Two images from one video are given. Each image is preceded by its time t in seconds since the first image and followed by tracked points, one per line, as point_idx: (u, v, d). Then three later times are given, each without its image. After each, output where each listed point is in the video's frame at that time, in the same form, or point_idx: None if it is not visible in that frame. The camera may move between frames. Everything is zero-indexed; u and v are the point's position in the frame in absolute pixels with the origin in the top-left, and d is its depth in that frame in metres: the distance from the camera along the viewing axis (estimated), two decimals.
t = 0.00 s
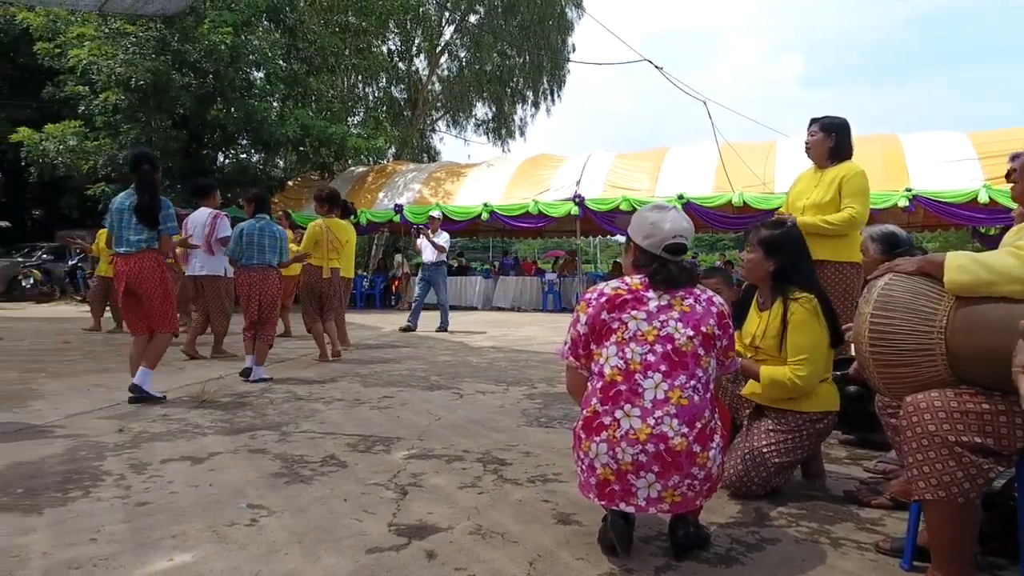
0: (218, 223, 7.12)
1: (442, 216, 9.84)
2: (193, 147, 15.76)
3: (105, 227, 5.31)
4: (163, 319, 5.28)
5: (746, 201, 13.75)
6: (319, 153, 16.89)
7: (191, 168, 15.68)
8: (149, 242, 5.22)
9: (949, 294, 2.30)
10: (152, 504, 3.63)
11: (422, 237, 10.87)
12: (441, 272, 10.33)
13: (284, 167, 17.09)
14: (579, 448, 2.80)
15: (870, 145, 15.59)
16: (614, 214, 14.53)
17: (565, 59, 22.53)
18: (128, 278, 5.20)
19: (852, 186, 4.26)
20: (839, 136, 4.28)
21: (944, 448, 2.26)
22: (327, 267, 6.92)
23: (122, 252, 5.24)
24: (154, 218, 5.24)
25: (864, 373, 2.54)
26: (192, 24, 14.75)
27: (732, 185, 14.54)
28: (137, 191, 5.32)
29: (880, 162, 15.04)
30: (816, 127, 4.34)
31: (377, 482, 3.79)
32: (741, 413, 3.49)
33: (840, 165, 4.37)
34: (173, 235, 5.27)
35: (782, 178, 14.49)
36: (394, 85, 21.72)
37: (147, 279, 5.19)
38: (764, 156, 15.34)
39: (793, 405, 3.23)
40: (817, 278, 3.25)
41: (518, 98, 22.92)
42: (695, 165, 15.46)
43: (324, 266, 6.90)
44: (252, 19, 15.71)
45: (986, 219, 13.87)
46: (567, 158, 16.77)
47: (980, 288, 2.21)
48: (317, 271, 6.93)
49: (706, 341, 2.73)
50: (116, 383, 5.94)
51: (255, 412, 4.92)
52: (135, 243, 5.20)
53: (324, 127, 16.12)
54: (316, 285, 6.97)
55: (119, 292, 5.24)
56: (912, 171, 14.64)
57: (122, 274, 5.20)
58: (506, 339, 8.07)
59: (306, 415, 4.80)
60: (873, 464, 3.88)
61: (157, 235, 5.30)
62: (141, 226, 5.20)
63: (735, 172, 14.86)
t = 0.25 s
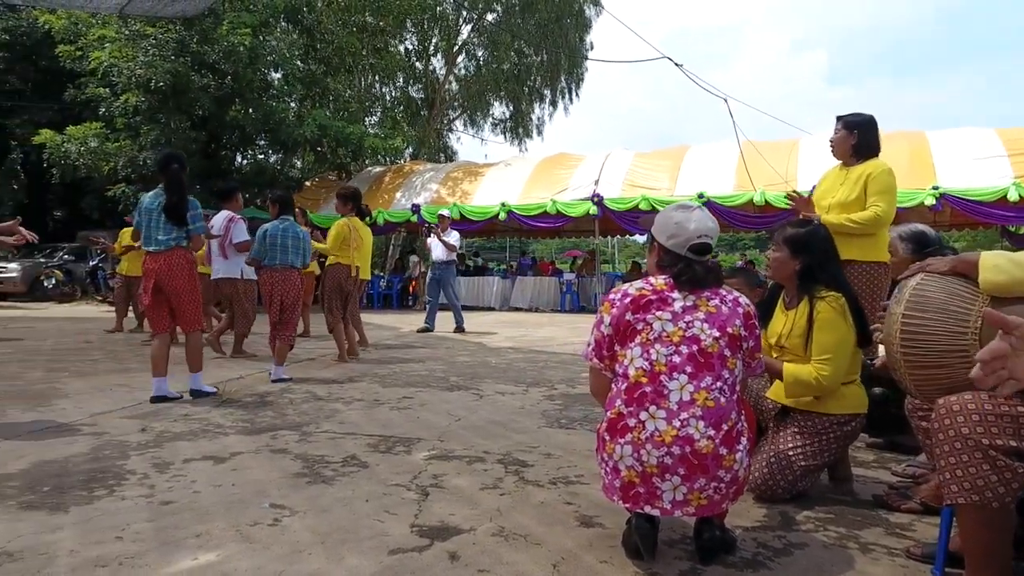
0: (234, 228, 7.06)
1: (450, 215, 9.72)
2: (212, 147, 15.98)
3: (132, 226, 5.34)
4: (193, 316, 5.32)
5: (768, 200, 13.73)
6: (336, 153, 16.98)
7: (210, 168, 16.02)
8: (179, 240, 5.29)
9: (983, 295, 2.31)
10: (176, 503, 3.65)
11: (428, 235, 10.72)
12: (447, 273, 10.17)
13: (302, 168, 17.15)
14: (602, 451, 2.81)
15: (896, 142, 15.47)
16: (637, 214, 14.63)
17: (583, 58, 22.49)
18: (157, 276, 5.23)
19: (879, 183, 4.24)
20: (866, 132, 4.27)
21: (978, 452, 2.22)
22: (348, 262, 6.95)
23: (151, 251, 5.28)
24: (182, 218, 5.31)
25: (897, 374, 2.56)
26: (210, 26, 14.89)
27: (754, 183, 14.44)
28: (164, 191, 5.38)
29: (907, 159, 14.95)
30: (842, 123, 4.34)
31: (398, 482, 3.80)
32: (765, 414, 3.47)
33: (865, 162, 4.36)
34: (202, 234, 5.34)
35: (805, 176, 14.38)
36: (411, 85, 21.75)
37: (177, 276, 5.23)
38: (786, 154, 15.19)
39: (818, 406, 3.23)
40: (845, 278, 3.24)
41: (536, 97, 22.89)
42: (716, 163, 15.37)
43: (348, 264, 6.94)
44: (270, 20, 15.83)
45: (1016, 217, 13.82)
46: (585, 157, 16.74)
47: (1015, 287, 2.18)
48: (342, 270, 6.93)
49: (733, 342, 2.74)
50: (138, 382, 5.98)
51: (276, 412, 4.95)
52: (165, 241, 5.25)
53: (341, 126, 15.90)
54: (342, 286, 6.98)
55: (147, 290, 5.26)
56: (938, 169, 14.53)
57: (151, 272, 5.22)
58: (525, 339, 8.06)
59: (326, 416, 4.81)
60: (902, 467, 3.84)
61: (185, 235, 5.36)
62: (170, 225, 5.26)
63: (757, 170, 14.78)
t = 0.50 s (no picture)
0: (246, 226, 7.08)
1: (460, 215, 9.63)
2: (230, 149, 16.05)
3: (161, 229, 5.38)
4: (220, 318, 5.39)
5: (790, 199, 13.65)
6: (353, 154, 17.07)
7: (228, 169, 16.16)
8: (210, 242, 5.36)
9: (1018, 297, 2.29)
10: (199, 504, 3.68)
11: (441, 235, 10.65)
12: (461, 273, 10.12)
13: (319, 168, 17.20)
14: (626, 454, 2.84)
15: (920, 138, 15.35)
16: (653, 213, 14.58)
17: (600, 56, 22.45)
18: (187, 278, 5.29)
19: (906, 181, 4.21)
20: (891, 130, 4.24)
21: (1012, 457, 2.21)
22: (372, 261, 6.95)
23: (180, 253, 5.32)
24: (210, 220, 5.36)
25: (926, 379, 2.54)
26: (228, 27, 15.00)
27: (775, 181, 14.34)
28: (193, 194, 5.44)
29: (931, 156, 14.83)
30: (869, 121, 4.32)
31: (418, 484, 3.80)
32: (792, 418, 3.47)
33: (892, 159, 4.33)
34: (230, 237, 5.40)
35: (827, 175, 14.27)
36: (428, 84, 21.81)
37: (206, 278, 5.29)
38: (809, 152, 15.07)
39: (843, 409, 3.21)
40: (873, 277, 3.23)
41: (553, 96, 22.87)
42: (738, 161, 15.28)
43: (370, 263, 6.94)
44: (287, 21, 15.99)
45: None
46: (603, 157, 16.70)
47: None
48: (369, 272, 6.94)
49: (758, 344, 2.75)
50: (158, 383, 6.03)
51: (295, 412, 4.96)
52: (196, 244, 5.30)
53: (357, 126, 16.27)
54: (368, 287, 7.00)
55: (175, 290, 5.33)
56: (964, 165, 14.43)
57: (180, 274, 5.28)
58: (542, 340, 8.05)
59: (345, 417, 4.82)
60: (931, 472, 3.81)
61: (213, 237, 5.42)
62: (201, 227, 5.32)
63: (777, 168, 14.69)
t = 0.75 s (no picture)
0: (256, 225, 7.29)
1: (473, 215, 9.59)
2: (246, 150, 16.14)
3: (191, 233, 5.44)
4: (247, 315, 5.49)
5: (811, 198, 13.57)
6: (368, 154, 17.19)
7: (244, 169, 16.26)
8: (240, 244, 5.43)
9: None
10: (218, 505, 3.69)
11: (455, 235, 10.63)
12: (475, 273, 10.06)
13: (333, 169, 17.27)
14: (649, 459, 2.84)
15: (944, 136, 15.24)
16: (669, 213, 14.48)
17: (617, 54, 22.40)
18: (218, 280, 5.37)
19: (931, 180, 4.17)
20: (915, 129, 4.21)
21: None
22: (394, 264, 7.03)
23: (211, 255, 5.39)
24: (239, 221, 5.42)
25: (955, 382, 2.80)
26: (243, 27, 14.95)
27: (796, 180, 14.25)
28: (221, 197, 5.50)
29: (957, 154, 14.72)
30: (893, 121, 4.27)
31: (437, 487, 3.81)
32: (816, 422, 3.46)
33: (918, 159, 4.29)
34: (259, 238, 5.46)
35: (849, 174, 14.16)
36: (443, 84, 21.96)
37: (238, 282, 5.41)
38: (830, 150, 14.96)
39: (870, 414, 3.19)
40: (898, 278, 3.21)
41: (569, 96, 22.84)
42: (758, 160, 15.21)
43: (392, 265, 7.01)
44: (301, 23, 16.15)
45: None
46: (621, 156, 16.67)
47: None
48: (393, 275, 7.02)
49: (783, 347, 2.73)
50: (177, 383, 6.07)
51: (312, 414, 4.98)
52: (227, 246, 5.37)
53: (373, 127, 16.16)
54: (388, 289, 7.04)
55: (206, 292, 5.40)
56: (989, 163, 14.32)
57: (211, 275, 5.37)
58: (558, 342, 8.03)
59: (362, 419, 4.83)
60: (957, 478, 3.78)
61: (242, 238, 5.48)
62: (230, 230, 5.38)
63: (798, 166, 14.61)
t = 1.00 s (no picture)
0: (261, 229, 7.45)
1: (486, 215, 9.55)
2: (259, 151, 16.15)
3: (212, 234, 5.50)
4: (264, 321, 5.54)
5: (827, 198, 13.50)
6: (379, 153, 17.26)
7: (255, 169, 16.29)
8: (262, 245, 5.52)
9: None
10: (234, 506, 3.70)
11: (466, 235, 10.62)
12: (486, 274, 10.03)
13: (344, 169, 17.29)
14: (667, 462, 2.83)
15: (966, 134, 15.14)
16: (682, 212, 14.43)
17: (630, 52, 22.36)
18: (241, 281, 5.46)
19: (952, 178, 4.14)
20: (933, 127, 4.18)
21: None
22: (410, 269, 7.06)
23: (233, 256, 5.46)
24: (260, 222, 5.51)
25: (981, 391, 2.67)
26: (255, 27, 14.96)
27: (812, 180, 14.17)
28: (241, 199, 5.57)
29: (978, 152, 14.63)
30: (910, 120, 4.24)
31: (452, 489, 3.81)
32: (836, 426, 3.45)
33: (937, 157, 4.26)
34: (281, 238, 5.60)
35: (867, 174, 14.07)
36: (454, 84, 22.07)
37: (262, 284, 5.51)
38: (847, 149, 14.89)
39: (894, 417, 3.21)
40: (919, 280, 3.22)
41: (581, 95, 22.82)
42: (773, 159, 15.15)
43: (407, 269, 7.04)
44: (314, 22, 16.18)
45: None
46: (635, 155, 16.66)
47: None
48: (407, 280, 7.03)
49: (802, 350, 2.72)
50: (190, 383, 6.09)
51: (325, 415, 4.99)
52: (250, 247, 5.45)
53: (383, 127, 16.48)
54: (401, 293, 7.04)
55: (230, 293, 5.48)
56: (1010, 161, 14.21)
57: (235, 277, 5.45)
58: (570, 343, 8.02)
59: (375, 420, 4.83)
60: (979, 482, 3.76)
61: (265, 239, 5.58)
62: (253, 231, 5.46)
63: (814, 166, 14.55)
